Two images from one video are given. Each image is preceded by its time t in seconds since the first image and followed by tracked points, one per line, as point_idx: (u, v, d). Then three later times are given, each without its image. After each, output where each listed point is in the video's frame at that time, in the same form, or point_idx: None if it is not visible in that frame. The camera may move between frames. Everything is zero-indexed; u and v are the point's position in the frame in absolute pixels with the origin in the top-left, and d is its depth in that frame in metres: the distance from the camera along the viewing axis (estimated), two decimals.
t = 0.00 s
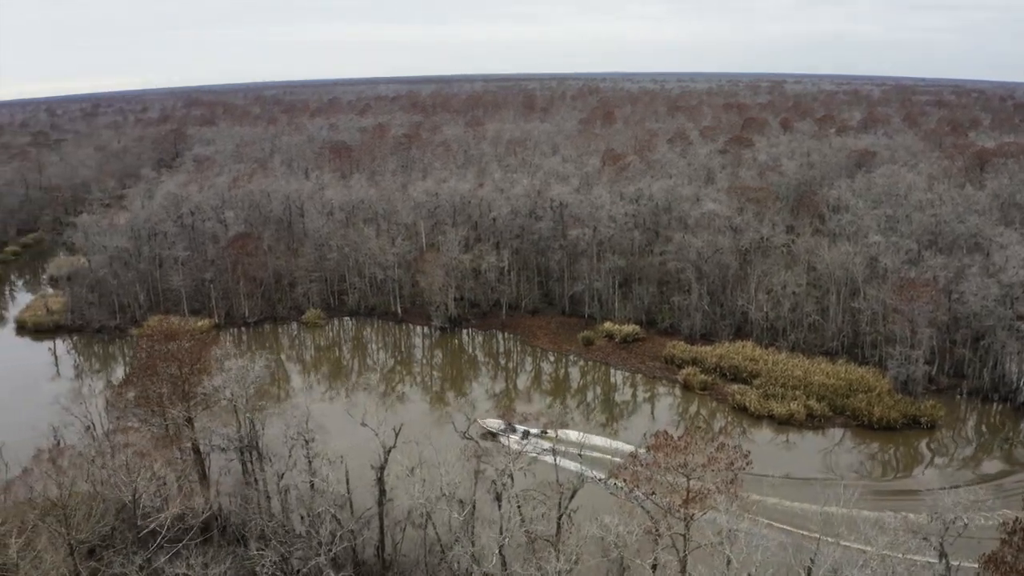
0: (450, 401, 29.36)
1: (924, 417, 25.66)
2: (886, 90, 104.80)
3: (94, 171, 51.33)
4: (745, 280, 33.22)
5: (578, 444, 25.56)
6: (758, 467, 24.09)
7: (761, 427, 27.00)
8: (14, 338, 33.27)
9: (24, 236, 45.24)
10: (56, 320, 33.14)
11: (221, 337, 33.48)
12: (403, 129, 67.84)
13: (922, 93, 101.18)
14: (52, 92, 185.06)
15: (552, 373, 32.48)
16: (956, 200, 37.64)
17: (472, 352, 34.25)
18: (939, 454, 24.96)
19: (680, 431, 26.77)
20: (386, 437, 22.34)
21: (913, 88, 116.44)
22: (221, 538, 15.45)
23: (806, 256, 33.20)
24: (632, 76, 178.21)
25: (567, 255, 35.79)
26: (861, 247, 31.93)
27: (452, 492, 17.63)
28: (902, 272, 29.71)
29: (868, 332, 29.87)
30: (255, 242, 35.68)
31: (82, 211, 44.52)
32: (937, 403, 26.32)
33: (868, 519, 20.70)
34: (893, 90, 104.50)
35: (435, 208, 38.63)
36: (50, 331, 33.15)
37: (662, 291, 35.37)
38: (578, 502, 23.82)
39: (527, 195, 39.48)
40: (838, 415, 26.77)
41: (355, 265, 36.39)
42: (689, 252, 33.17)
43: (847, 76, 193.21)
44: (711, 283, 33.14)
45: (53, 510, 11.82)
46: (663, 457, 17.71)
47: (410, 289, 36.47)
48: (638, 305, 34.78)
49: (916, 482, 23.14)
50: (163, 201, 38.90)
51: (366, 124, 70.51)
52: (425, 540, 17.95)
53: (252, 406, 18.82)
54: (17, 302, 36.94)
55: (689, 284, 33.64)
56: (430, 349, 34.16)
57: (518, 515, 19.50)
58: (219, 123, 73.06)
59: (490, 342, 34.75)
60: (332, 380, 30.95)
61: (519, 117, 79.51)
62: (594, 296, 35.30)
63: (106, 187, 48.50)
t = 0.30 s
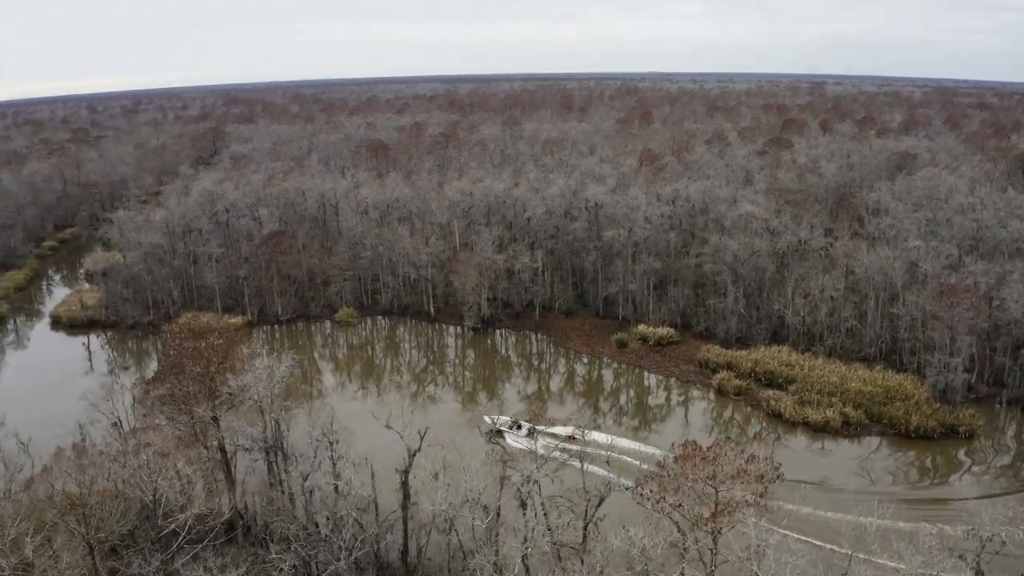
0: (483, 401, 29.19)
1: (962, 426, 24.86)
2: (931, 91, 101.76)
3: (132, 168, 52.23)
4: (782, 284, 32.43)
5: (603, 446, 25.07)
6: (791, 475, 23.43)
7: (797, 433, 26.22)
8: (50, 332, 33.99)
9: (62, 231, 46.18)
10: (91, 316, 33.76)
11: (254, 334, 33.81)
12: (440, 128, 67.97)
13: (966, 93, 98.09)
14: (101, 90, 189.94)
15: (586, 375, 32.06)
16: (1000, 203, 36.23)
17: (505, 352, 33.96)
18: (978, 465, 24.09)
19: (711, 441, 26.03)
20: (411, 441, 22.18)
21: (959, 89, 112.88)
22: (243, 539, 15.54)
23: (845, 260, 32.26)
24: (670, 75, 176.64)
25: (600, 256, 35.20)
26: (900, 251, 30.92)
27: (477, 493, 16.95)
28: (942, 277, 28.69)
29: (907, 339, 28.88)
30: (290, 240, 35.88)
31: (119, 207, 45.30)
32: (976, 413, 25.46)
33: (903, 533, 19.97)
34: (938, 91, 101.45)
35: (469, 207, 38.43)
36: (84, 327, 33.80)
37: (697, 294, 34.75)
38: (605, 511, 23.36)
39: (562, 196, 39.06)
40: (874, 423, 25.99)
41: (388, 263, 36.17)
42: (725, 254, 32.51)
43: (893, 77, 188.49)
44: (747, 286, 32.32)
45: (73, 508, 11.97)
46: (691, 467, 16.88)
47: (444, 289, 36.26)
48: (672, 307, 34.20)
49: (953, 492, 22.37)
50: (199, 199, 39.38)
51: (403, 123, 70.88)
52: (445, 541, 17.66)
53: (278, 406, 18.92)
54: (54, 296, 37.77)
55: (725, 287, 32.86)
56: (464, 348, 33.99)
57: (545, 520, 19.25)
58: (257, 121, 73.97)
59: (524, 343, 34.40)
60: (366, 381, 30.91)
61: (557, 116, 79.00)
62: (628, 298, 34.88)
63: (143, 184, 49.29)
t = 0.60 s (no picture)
0: (514, 403, 28.94)
1: (1002, 436, 24.05)
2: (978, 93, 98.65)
3: (170, 165, 53.02)
4: (820, 287, 31.55)
5: (631, 448, 24.59)
6: (824, 483, 22.82)
7: (832, 442, 25.50)
8: (86, 326, 34.54)
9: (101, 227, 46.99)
10: (125, 312, 34.23)
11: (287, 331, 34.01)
12: (477, 127, 67.90)
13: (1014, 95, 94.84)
14: (148, 88, 194.34)
15: (620, 378, 31.52)
16: None
17: (541, 352, 33.69)
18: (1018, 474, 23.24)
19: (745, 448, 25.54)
20: (437, 445, 21.96)
21: (1006, 90, 109.29)
22: (267, 539, 15.70)
23: (884, 264, 31.15)
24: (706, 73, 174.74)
25: (635, 258, 34.62)
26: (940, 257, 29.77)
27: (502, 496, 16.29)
28: (984, 284, 27.66)
29: (947, 346, 27.87)
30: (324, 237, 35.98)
31: (157, 203, 45.95)
32: (1018, 425, 24.57)
33: (939, 549, 19.14)
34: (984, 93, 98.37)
35: (504, 207, 38.06)
36: (119, 322, 34.27)
37: (733, 298, 33.99)
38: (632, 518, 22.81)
39: (597, 196, 38.53)
40: (911, 432, 25.20)
41: (422, 262, 36.06)
42: (761, 257, 31.53)
43: (939, 78, 183.01)
44: (784, 290, 31.43)
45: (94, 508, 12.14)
46: (720, 480, 16.30)
47: (477, 289, 36.07)
48: (708, 311, 33.64)
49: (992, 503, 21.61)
50: (234, 197, 39.71)
51: (439, 121, 71.04)
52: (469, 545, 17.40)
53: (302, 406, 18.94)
54: (92, 291, 38.43)
55: (762, 291, 31.97)
56: (497, 348, 33.75)
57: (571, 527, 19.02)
58: (296, 118, 74.80)
59: (558, 344, 34.00)
60: (399, 380, 30.75)
61: (595, 116, 78.24)
62: (663, 300, 34.31)
63: (180, 181, 49.94)
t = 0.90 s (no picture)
0: (546, 404, 28.59)
1: None
2: None
3: (206, 162, 53.75)
4: (857, 291, 30.65)
5: (661, 452, 24.16)
6: (856, 490, 22.13)
7: (867, 449, 24.66)
8: (120, 321, 35.09)
9: (138, 222, 47.78)
10: (158, 308, 34.64)
11: (319, 330, 34.10)
12: (512, 126, 67.59)
13: None
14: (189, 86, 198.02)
15: (654, 381, 30.92)
16: None
17: (574, 353, 33.31)
18: None
19: (775, 463, 24.30)
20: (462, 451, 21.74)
21: None
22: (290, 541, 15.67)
23: (924, 270, 30.13)
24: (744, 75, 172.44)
25: (671, 259, 34.07)
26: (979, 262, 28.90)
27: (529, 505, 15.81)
28: None
29: (988, 352, 26.75)
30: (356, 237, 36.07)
31: (193, 200, 46.59)
32: None
33: (975, 565, 18.43)
34: None
35: (538, 207, 37.73)
36: (152, 318, 34.74)
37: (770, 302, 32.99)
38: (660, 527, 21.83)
39: (632, 196, 38.03)
40: (949, 441, 24.29)
41: (455, 261, 35.95)
42: (798, 260, 30.88)
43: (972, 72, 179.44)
44: (821, 293, 30.64)
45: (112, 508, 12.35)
46: (748, 494, 15.62)
47: (511, 289, 35.78)
48: (744, 314, 32.75)
49: None
50: (268, 195, 40.10)
51: (476, 119, 71.06)
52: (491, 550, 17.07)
53: (325, 405, 18.96)
54: (127, 286, 39.08)
55: (798, 295, 31.19)
56: (531, 348, 33.44)
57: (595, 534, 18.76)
58: (334, 116, 75.50)
59: (591, 346, 33.56)
60: (432, 380, 30.60)
61: (632, 116, 77.30)
62: (698, 303, 33.64)
63: (216, 179, 50.56)
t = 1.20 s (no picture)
0: (576, 407, 28.21)
1: None
2: None
3: (242, 159, 54.44)
4: (895, 295, 29.86)
5: (691, 459, 23.63)
6: (887, 497, 21.56)
7: (903, 458, 23.90)
8: (153, 317, 35.69)
9: (173, 219, 48.53)
10: (191, 304, 35.13)
11: (352, 329, 34.33)
12: (548, 126, 67.16)
13: None
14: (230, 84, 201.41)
15: (687, 386, 30.31)
16: None
17: (607, 355, 32.90)
18: None
19: (807, 475, 23.25)
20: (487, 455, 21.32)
21: None
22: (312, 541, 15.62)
23: (964, 275, 29.34)
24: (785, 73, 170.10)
25: (706, 262, 33.43)
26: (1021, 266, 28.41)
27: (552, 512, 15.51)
28: None
29: None
30: (388, 235, 36.13)
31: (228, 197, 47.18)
32: None
33: None
34: None
35: (572, 207, 37.36)
36: (184, 315, 35.26)
37: (806, 305, 31.79)
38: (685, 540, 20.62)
39: (667, 197, 37.44)
40: (987, 452, 23.38)
41: (488, 261, 35.76)
42: (835, 264, 30.43)
43: None
44: (858, 298, 29.97)
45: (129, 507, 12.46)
46: (777, 507, 14.83)
47: (543, 290, 35.41)
48: (779, 318, 31.68)
49: None
50: (302, 192, 40.39)
51: (513, 119, 70.90)
52: (514, 557, 16.64)
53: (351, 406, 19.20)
54: (161, 281, 39.78)
55: (834, 299, 30.53)
56: (563, 350, 33.06)
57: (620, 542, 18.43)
58: (371, 115, 76.03)
59: (624, 348, 33.07)
60: (463, 380, 30.42)
61: (670, 116, 76.27)
62: (732, 306, 32.79)
63: (251, 176, 51.18)
